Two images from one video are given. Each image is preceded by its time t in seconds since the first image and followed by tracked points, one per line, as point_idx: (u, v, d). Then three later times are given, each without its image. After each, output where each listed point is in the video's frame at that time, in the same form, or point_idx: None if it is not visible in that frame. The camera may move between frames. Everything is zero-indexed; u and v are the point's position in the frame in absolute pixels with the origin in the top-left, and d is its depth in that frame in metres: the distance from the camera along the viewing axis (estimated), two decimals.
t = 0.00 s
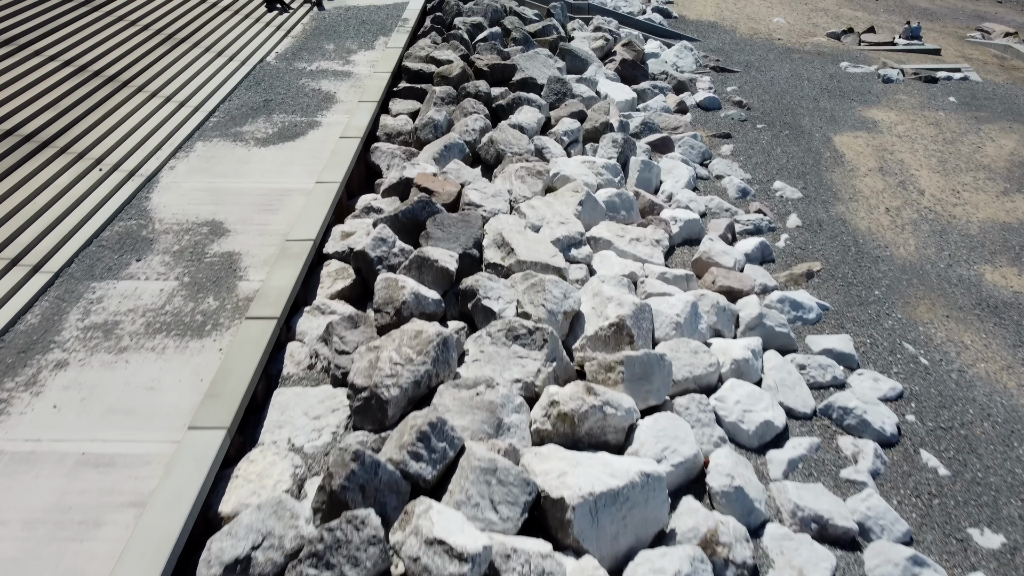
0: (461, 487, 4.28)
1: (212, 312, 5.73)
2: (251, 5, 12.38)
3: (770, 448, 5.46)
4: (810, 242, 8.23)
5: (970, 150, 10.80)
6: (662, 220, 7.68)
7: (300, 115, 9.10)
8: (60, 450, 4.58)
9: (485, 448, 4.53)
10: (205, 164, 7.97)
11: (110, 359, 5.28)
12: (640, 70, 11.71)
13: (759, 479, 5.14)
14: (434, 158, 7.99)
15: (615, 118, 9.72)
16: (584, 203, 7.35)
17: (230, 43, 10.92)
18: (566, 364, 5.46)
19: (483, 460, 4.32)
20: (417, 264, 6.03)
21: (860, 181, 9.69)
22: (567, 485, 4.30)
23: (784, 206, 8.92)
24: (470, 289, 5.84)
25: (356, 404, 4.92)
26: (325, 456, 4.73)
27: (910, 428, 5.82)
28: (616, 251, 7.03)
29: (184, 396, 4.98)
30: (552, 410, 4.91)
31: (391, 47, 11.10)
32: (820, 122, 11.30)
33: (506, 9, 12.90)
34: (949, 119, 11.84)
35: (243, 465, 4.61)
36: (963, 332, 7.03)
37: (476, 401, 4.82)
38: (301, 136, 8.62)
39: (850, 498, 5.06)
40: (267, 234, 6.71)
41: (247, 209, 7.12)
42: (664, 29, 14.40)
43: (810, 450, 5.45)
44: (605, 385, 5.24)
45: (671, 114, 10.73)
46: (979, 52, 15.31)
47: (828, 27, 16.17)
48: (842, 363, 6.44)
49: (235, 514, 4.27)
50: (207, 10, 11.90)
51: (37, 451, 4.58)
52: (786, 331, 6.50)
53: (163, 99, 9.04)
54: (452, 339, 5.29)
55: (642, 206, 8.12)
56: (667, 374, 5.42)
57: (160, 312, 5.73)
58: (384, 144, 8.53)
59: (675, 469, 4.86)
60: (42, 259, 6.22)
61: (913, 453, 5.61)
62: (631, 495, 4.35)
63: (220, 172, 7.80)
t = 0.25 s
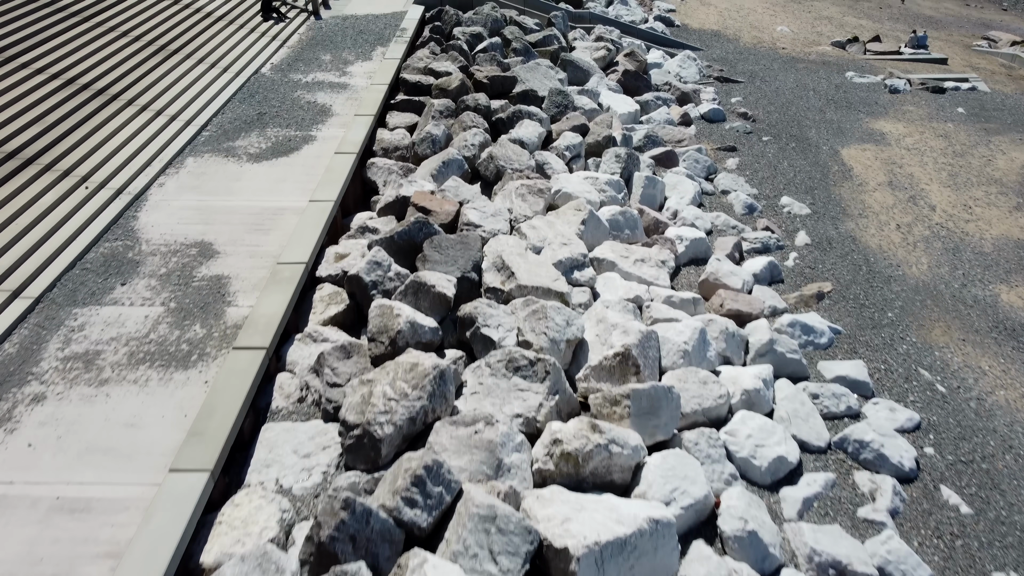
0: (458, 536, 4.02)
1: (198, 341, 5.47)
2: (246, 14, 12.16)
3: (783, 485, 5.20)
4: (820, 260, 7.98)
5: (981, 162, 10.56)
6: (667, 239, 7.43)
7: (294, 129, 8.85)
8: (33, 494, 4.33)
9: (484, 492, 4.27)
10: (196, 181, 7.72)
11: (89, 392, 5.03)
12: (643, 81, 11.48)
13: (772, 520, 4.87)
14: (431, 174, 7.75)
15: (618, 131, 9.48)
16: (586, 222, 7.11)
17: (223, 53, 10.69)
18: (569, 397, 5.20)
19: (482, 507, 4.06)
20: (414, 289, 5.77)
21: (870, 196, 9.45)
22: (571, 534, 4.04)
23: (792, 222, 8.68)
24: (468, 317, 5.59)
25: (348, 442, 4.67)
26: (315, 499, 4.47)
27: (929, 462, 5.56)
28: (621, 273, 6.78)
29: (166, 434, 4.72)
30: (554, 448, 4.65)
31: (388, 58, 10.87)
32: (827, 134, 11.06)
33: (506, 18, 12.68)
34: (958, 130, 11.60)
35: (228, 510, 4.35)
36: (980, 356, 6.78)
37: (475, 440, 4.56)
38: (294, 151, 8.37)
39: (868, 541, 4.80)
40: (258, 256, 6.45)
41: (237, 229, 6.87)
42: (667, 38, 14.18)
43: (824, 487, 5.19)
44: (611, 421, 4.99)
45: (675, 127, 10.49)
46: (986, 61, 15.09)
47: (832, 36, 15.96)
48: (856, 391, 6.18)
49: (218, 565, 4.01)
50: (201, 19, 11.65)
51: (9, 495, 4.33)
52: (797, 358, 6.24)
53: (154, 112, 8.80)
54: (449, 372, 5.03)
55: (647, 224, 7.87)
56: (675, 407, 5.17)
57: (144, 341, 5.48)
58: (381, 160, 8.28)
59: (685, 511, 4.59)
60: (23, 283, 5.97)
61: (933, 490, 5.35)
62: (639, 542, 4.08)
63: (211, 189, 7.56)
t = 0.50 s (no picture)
0: None
1: (184, 372, 5.22)
2: (242, 24, 11.93)
3: (798, 526, 4.94)
4: (831, 280, 7.73)
5: (993, 176, 10.31)
6: (673, 259, 7.18)
7: (288, 144, 8.62)
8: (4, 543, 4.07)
9: (482, 541, 4.01)
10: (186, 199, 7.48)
11: (67, 429, 4.77)
12: (646, 92, 11.25)
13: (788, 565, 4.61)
14: (429, 192, 7.51)
15: (621, 145, 9.24)
16: (590, 242, 6.86)
17: (218, 64, 10.47)
18: (573, 433, 4.94)
19: (481, 559, 3.80)
20: (410, 316, 5.52)
21: (880, 211, 9.21)
22: None
23: (801, 240, 8.43)
24: (467, 346, 5.33)
25: (339, 484, 4.42)
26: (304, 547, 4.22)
27: (950, 499, 5.30)
28: (625, 296, 6.53)
29: (147, 476, 4.46)
30: (558, 491, 4.38)
31: (386, 69, 10.65)
32: (834, 147, 10.82)
33: (506, 28, 12.46)
34: (968, 142, 11.36)
35: (210, 559, 4.09)
36: (999, 383, 6.52)
37: (473, 483, 4.30)
38: (288, 167, 8.14)
39: None
40: (248, 280, 6.20)
41: (227, 250, 6.62)
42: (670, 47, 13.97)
43: (842, 527, 4.92)
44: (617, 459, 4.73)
45: (679, 140, 10.26)
46: (994, 70, 14.87)
47: (837, 45, 15.75)
48: (872, 421, 5.93)
49: None
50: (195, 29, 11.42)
51: None
52: (810, 386, 5.99)
53: (144, 127, 8.56)
54: (447, 407, 4.77)
55: (652, 242, 7.63)
56: (685, 444, 4.91)
57: (126, 372, 5.22)
58: (377, 176, 8.04)
59: (696, 559, 4.33)
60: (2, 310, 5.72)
61: (956, 529, 5.08)
62: None
63: (201, 208, 7.31)
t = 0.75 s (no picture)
0: None
1: (167, 406, 4.96)
2: (237, 33, 11.70)
3: (815, 571, 4.66)
4: (842, 301, 7.48)
5: (1005, 190, 10.08)
6: (680, 281, 6.93)
7: (282, 159, 8.37)
8: None
9: None
10: (174, 217, 7.22)
11: (42, 469, 4.51)
12: (649, 103, 11.02)
13: None
14: (427, 210, 7.26)
15: (624, 159, 9.00)
16: (594, 263, 6.61)
17: (211, 75, 10.23)
18: (577, 472, 4.68)
19: None
20: (405, 345, 5.26)
21: (890, 228, 8.96)
22: None
23: (810, 258, 8.18)
24: (465, 379, 5.07)
25: (329, 531, 4.15)
26: None
27: (974, 540, 5.04)
28: (631, 321, 6.28)
29: (125, 522, 4.20)
30: (562, 538, 4.12)
31: (384, 81, 10.42)
32: (842, 159, 10.58)
33: (506, 37, 12.24)
34: (979, 155, 11.12)
35: None
36: (1020, 411, 6.26)
37: (472, 531, 4.03)
38: (282, 183, 7.89)
39: None
40: (237, 305, 5.95)
41: (216, 273, 6.37)
42: (672, 57, 13.75)
43: (864, 571, 4.62)
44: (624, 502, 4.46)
45: (684, 153, 10.02)
46: (1002, 80, 14.65)
47: (842, 54, 15.53)
48: (889, 454, 5.67)
49: None
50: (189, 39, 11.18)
51: None
52: (824, 417, 5.73)
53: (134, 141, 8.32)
54: (444, 445, 4.51)
55: (657, 262, 7.38)
56: (695, 484, 4.65)
57: (107, 406, 4.96)
58: (373, 193, 7.79)
59: None
60: None
61: (980, 573, 4.82)
62: None
63: (190, 227, 7.06)
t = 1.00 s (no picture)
0: None
1: (149, 444, 4.70)
2: (232, 43, 11.47)
3: None
4: (854, 323, 7.23)
5: (1017, 204, 9.83)
6: (687, 304, 6.67)
7: (275, 175, 8.13)
8: None
9: None
10: (163, 237, 6.97)
11: (14, 515, 4.26)
12: (653, 116, 10.79)
13: None
14: (424, 230, 7.01)
15: (628, 175, 8.76)
16: (597, 286, 6.36)
17: (205, 87, 10.00)
18: (582, 515, 4.42)
19: None
20: (400, 378, 5.01)
21: (902, 245, 8.72)
22: None
23: (820, 277, 7.93)
24: (463, 414, 4.82)
25: None
26: None
27: None
28: (636, 347, 6.02)
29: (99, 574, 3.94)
30: None
31: (381, 93, 10.19)
32: (850, 173, 10.34)
33: (506, 48, 12.02)
34: (989, 168, 10.88)
35: None
36: None
37: None
38: (275, 200, 7.64)
39: None
40: (226, 332, 5.70)
41: (204, 297, 6.12)
42: (675, 67, 13.54)
43: None
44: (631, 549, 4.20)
45: (688, 167, 9.79)
46: (1010, 90, 14.43)
47: (847, 63, 15.32)
48: (907, 489, 5.40)
49: None
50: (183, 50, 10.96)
51: None
52: (840, 451, 5.47)
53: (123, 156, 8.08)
54: (440, 489, 4.25)
55: (663, 283, 7.13)
56: (706, 529, 4.39)
57: (85, 443, 4.71)
58: (369, 210, 7.54)
59: None
60: None
61: None
62: None
63: (179, 248, 6.81)
